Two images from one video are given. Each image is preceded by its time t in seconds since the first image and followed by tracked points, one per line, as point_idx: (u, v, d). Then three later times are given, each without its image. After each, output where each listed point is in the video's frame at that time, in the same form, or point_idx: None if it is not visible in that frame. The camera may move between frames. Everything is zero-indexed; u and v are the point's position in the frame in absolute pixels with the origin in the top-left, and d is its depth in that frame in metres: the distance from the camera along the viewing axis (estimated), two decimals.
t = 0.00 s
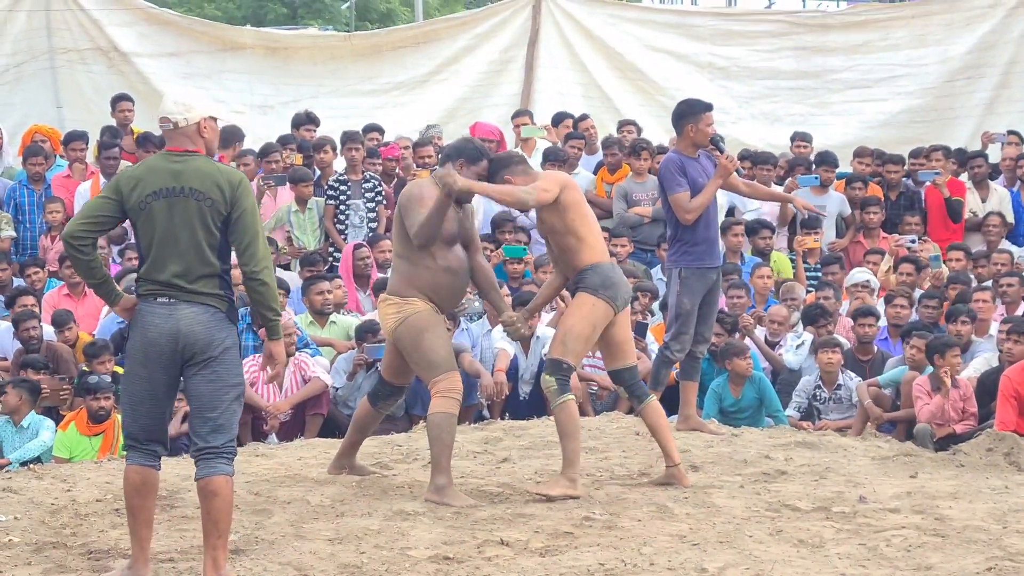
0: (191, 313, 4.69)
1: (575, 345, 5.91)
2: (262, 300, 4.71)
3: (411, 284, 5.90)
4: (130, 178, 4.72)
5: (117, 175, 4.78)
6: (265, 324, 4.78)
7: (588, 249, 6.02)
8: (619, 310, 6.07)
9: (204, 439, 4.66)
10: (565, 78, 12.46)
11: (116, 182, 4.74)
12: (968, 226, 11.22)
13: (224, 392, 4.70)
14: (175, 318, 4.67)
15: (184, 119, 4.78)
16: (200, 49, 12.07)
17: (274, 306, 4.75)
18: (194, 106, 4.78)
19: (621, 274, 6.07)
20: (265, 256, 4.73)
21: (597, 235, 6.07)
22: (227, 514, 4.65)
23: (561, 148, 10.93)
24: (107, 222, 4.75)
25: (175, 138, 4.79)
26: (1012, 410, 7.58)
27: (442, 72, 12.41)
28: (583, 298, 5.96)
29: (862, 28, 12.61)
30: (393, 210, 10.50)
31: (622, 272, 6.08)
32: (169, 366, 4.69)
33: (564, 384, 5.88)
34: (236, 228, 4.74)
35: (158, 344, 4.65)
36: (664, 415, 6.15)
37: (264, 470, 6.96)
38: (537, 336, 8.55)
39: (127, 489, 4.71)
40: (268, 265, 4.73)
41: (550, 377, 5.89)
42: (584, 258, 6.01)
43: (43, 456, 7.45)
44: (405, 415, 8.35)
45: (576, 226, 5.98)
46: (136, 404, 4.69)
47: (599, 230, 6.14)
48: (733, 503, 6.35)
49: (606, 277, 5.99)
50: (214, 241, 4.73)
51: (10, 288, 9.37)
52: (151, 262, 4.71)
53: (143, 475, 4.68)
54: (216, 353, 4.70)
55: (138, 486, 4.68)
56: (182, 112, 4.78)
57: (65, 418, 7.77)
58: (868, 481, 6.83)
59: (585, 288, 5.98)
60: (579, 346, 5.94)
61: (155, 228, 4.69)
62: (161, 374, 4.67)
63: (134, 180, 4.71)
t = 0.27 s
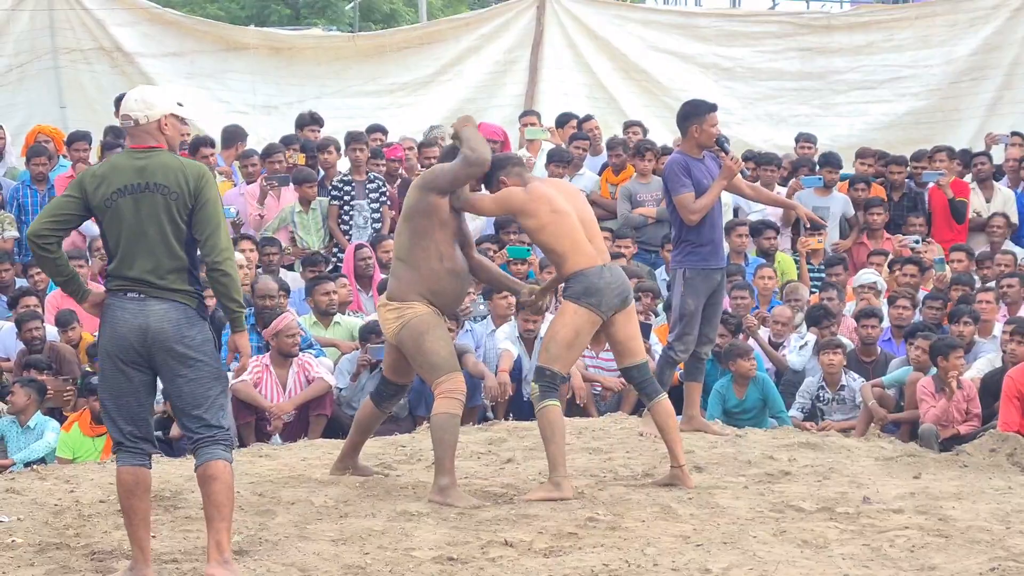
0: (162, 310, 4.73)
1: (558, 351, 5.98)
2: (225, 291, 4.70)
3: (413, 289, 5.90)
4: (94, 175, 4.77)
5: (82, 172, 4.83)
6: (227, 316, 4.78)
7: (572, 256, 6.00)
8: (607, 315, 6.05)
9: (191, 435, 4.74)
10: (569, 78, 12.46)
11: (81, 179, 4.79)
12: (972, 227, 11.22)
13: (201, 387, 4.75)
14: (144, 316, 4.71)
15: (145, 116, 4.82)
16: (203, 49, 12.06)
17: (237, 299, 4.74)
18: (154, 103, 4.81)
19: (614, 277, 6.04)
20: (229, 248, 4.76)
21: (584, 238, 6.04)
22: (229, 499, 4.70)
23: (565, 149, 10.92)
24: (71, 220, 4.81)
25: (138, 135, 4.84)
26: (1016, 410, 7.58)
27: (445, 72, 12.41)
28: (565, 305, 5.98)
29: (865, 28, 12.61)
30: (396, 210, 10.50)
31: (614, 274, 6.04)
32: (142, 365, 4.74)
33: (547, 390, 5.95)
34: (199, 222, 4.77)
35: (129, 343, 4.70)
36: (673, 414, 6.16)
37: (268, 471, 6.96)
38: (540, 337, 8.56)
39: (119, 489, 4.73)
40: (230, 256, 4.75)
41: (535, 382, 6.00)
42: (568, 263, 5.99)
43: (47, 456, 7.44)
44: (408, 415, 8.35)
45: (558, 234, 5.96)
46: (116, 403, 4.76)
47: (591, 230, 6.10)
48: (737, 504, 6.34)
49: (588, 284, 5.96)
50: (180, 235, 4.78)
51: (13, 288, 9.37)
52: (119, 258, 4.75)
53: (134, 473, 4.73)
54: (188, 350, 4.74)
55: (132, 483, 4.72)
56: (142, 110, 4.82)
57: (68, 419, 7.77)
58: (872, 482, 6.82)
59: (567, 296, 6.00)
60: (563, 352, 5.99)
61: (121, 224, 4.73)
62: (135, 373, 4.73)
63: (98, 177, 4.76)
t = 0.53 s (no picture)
0: (144, 305, 4.80)
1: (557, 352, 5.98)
2: (196, 289, 4.78)
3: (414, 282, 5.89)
4: (76, 171, 4.83)
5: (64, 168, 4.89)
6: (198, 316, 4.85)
7: (569, 259, 6.00)
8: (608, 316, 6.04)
9: (175, 426, 4.88)
10: (570, 79, 12.47)
11: (63, 174, 4.85)
12: (974, 227, 11.22)
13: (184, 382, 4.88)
14: (129, 311, 4.78)
15: (126, 113, 4.87)
16: (205, 49, 12.07)
17: (207, 298, 4.81)
18: (135, 100, 4.87)
19: (613, 278, 6.03)
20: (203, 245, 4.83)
21: (583, 241, 6.02)
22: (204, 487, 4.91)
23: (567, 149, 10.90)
24: (54, 215, 4.86)
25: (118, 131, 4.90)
26: (1017, 411, 7.58)
27: (447, 73, 12.41)
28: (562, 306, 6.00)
29: (867, 29, 12.60)
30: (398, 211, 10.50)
31: (613, 275, 6.03)
32: (129, 360, 4.81)
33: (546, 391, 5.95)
34: (176, 218, 4.83)
35: (114, 338, 4.76)
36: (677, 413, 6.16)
37: (269, 470, 6.96)
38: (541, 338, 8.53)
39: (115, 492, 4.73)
40: (203, 253, 4.80)
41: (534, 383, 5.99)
42: (565, 266, 6.00)
43: (49, 456, 7.46)
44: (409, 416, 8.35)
45: (554, 238, 5.95)
46: (105, 401, 4.79)
47: (591, 232, 6.06)
48: (738, 504, 6.34)
49: (582, 286, 5.97)
50: (159, 231, 4.84)
51: (15, 288, 9.38)
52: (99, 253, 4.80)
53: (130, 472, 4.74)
54: (173, 345, 4.84)
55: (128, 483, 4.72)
56: (124, 106, 4.88)
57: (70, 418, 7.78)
58: (872, 483, 6.82)
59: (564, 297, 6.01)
60: (562, 353, 5.99)
61: (101, 220, 4.79)
62: (123, 368, 4.79)
63: (80, 173, 4.82)
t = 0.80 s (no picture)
0: (139, 304, 4.82)
1: (562, 350, 5.98)
2: (193, 291, 4.84)
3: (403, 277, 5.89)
4: (71, 170, 4.83)
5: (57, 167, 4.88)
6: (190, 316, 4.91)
7: (575, 259, 6.00)
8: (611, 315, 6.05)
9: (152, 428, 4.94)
10: (571, 78, 12.46)
11: (57, 174, 4.84)
12: (974, 227, 11.22)
13: (168, 383, 4.93)
14: (125, 310, 4.79)
15: (121, 115, 4.90)
16: (205, 48, 12.07)
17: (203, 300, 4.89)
18: (130, 103, 4.89)
19: (616, 278, 6.04)
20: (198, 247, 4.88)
21: (586, 242, 6.03)
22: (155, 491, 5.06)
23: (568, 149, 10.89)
24: (48, 215, 4.86)
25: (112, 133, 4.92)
26: (1018, 411, 7.58)
27: (448, 72, 12.40)
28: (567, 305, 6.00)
29: (868, 28, 12.59)
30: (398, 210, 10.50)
31: (617, 275, 6.04)
32: (122, 360, 4.80)
33: (551, 389, 5.93)
34: (172, 220, 4.87)
35: (110, 338, 4.75)
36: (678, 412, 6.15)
37: (269, 470, 6.96)
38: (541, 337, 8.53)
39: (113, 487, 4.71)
40: (199, 255, 4.87)
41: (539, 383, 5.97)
42: (572, 266, 6.00)
43: (49, 455, 7.47)
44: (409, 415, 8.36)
45: (558, 239, 5.96)
46: (98, 400, 4.76)
47: (593, 232, 6.08)
48: (738, 504, 6.34)
49: (589, 284, 5.97)
50: (154, 233, 4.87)
51: (15, 287, 9.38)
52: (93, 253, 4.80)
53: (126, 469, 4.72)
54: (164, 346, 4.88)
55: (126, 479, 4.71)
56: (118, 108, 4.90)
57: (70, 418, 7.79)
58: (872, 482, 6.82)
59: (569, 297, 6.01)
60: (567, 352, 5.99)
61: (95, 220, 4.80)
62: (117, 368, 4.78)
63: (75, 173, 4.82)
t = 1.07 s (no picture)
0: (140, 304, 4.84)
1: (564, 349, 5.97)
2: (196, 293, 4.88)
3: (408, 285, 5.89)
4: (76, 170, 4.82)
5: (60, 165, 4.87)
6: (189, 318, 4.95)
7: (578, 257, 6.00)
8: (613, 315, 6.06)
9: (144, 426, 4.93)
10: (572, 78, 12.46)
11: (62, 173, 4.83)
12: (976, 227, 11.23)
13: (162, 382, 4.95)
14: (126, 310, 4.81)
15: (127, 118, 4.89)
16: (207, 48, 12.06)
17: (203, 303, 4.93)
18: (135, 105, 4.89)
19: (616, 277, 6.05)
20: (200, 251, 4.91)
21: (589, 239, 6.04)
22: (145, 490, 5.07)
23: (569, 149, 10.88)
24: (50, 214, 4.85)
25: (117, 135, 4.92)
26: (1019, 411, 7.57)
27: (449, 72, 12.40)
28: (570, 305, 6.00)
29: (870, 29, 12.58)
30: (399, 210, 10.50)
31: (617, 275, 6.06)
32: (119, 357, 4.81)
33: (553, 388, 5.92)
34: (174, 223, 4.90)
35: (110, 336, 4.77)
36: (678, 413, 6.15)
37: (270, 470, 6.96)
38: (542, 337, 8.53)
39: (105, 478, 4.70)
40: (201, 259, 4.90)
41: (540, 382, 5.96)
42: (573, 264, 5.99)
43: (50, 455, 7.47)
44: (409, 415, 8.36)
45: (563, 236, 5.96)
46: (94, 396, 4.76)
47: (594, 232, 6.10)
48: (739, 504, 6.34)
49: (592, 283, 5.97)
50: (156, 236, 4.89)
51: (15, 287, 9.38)
52: (96, 253, 4.81)
53: (120, 462, 4.70)
54: (161, 344, 4.90)
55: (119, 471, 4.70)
56: (123, 111, 4.89)
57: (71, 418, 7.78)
58: (874, 483, 6.82)
59: (572, 296, 6.00)
60: (569, 351, 5.98)
61: (99, 221, 4.81)
62: (114, 365, 4.79)
63: (80, 173, 4.82)
